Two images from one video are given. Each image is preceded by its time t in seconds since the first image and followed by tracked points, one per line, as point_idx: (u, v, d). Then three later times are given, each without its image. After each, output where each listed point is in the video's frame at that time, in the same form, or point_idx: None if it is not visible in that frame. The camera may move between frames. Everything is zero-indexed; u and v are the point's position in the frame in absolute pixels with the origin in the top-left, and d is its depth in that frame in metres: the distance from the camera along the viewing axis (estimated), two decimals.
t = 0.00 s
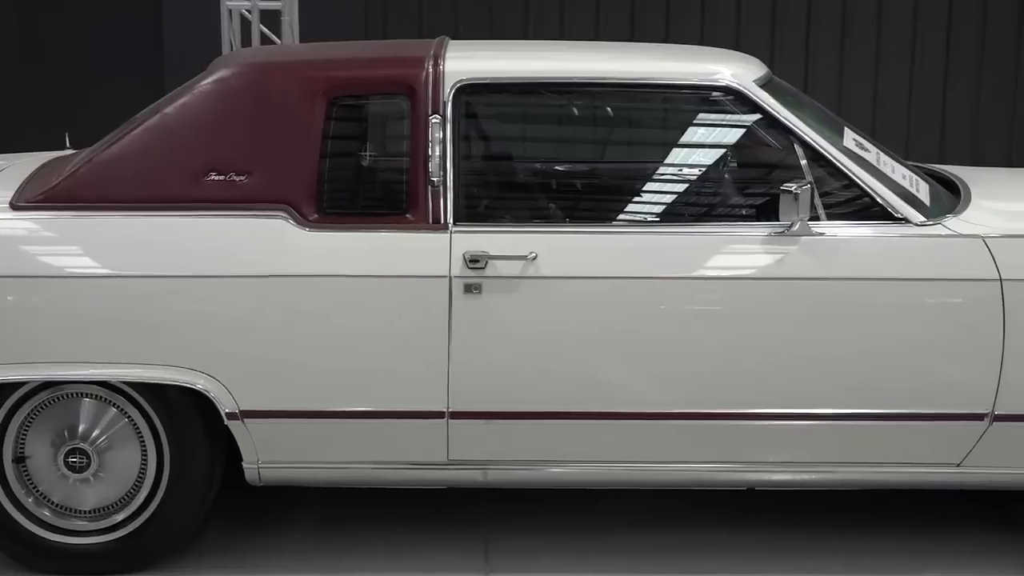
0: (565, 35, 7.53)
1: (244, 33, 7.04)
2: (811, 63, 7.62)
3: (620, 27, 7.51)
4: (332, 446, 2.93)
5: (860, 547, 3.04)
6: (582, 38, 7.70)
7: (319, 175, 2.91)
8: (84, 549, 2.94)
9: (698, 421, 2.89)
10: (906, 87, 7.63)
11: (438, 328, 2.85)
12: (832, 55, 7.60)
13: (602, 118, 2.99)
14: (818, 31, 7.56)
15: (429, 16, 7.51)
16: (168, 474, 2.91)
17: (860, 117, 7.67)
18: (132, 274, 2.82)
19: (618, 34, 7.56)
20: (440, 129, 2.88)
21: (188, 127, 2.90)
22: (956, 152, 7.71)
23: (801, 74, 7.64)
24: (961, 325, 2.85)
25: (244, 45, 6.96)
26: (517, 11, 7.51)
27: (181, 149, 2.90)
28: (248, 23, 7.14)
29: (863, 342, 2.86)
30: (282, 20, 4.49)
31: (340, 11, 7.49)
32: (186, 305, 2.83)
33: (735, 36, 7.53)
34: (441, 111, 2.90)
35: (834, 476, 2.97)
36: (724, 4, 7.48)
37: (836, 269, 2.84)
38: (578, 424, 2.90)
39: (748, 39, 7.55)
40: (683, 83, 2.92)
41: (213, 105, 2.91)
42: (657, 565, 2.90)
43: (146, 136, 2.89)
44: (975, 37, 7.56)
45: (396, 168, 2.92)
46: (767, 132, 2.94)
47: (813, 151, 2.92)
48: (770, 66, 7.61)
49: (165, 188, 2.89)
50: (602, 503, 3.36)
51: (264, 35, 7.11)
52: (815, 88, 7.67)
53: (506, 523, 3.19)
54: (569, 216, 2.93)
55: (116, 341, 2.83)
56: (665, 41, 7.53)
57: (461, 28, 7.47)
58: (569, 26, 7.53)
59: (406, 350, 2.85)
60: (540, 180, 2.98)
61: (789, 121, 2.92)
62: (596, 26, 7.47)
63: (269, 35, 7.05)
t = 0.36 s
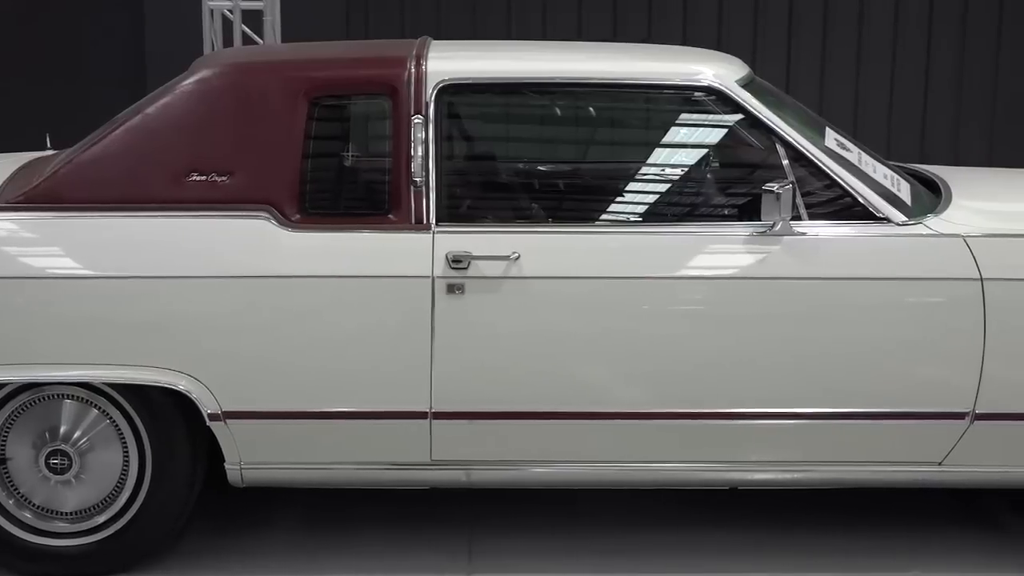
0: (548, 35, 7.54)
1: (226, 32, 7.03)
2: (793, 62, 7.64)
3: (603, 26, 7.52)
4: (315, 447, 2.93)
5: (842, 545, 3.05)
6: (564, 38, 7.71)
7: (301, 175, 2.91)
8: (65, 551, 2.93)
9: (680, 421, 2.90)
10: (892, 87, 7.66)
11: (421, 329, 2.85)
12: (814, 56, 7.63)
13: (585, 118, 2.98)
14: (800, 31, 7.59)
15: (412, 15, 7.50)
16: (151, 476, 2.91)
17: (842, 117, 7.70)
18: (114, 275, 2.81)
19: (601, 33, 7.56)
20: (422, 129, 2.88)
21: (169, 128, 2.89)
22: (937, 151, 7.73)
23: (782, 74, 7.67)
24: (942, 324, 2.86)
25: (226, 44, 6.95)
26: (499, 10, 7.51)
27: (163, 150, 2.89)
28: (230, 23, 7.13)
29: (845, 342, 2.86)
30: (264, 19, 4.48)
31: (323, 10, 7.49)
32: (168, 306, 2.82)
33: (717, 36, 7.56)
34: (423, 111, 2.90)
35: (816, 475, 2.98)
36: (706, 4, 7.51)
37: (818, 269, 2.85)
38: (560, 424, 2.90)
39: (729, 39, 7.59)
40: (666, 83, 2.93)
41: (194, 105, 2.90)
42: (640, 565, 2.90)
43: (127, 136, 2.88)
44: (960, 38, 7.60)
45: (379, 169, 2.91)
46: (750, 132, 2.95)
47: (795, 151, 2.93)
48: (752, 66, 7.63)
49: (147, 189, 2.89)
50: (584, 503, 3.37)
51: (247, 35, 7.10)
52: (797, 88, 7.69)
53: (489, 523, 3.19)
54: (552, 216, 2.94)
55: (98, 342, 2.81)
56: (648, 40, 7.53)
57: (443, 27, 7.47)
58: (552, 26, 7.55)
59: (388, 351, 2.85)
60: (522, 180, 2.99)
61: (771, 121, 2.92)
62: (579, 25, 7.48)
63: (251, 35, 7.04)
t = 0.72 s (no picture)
0: (532, 35, 7.54)
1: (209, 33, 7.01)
2: (777, 62, 7.65)
3: (587, 26, 7.52)
4: (299, 448, 2.92)
5: (826, 545, 3.05)
6: (549, 38, 7.70)
7: (285, 175, 2.90)
8: (48, 553, 2.92)
9: (664, 421, 2.90)
10: (879, 87, 7.68)
11: (405, 329, 2.84)
12: (798, 56, 7.65)
13: (569, 118, 2.99)
14: (783, 31, 7.59)
15: (395, 15, 7.49)
16: (134, 477, 2.90)
17: (826, 117, 7.72)
18: (96, 276, 2.80)
19: (585, 34, 7.56)
20: (406, 129, 2.88)
21: (152, 129, 2.89)
22: (919, 151, 7.76)
23: (766, 74, 7.67)
24: (925, 324, 2.87)
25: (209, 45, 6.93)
26: (483, 11, 7.50)
27: (146, 150, 2.88)
28: (213, 23, 7.10)
29: (828, 342, 2.87)
30: (247, 20, 4.47)
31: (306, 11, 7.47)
32: (151, 307, 2.82)
33: (701, 36, 7.57)
34: (407, 111, 2.90)
35: (800, 474, 2.98)
36: (689, 4, 7.52)
37: (802, 269, 2.86)
38: (544, 424, 2.90)
39: (713, 38, 7.59)
40: (650, 83, 2.93)
41: (178, 105, 2.90)
42: (624, 565, 2.90)
43: (110, 136, 2.87)
44: (946, 38, 7.63)
45: (364, 169, 2.91)
46: (734, 132, 2.95)
47: (779, 151, 2.94)
48: (736, 66, 7.63)
49: (130, 190, 2.88)
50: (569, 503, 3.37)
51: (229, 35, 7.08)
52: (781, 88, 7.70)
53: (474, 524, 3.19)
54: (537, 216, 2.94)
55: (81, 343, 2.80)
56: (632, 40, 7.53)
57: (427, 27, 7.47)
58: (536, 27, 7.54)
59: (372, 351, 2.85)
60: (506, 180, 3.01)
61: (755, 121, 2.93)
62: (563, 25, 7.49)
63: (234, 35, 7.03)
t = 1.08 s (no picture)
0: (516, 35, 7.54)
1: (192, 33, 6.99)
2: (760, 62, 7.66)
3: (571, 26, 7.53)
4: (283, 449, 2.92)
5: (811, 544, 3.06)
6: (533, 38, 7.71)
7: (269, 176, 2.90)
8: (31, 555, 2.91)
9: (649, 421, 2.90)
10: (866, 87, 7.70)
11: (390, 330, 2.84)
12: (782, 57, 7.66)
13: (553, 118, 3.00)
14: (767, 31, 7.61)
15: (380, 15, 7.49)
16: (118, 478, 2.89)
17: (808, 117, 7.74)
18: (79, 277, 2.79)
19: (569, 34, 7.57)
20: (390, 129, 2.88)
21: (135, 129, 2.88)
22: (903, 152, 7.79)
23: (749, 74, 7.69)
24: (908, 323, 2.88)
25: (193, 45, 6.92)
26: (467, 10, 7.50)
27: (129, 151, 2.87)
28: (196, 23, 7.09)
29: (812, 341, 2.87)
30: (231, 20, 4.47)
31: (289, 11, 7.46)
32: (135, 308, 2.81)
33: (685, 36, 7.58)
34: (391, 112, 2.90)
35: (784, 473, 2.99)
36: (673, 4, 7.53)
37: (786, 268, 2.86)
38: (529, 425, 2.90)
39: (697, 37, 7.60)
40: (634, 83, 2.93)
41: (160, 105, 2.89)
42: (609, 565, 2.90)
43: (93, 136, 2.86)
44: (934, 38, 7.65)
45: (348, 169, 2.91)
46: (718, 132, 2.96)
47: (762, 151, 2.94)
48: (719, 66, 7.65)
49: (113, 191, 2.87)
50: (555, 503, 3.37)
51: (213, 35, 7.07)
52: (766, 88, 7.72)
53: (459, 524, 3.19)
54: (522, 216, 2.94)
55: (63, 344, 2.79)
56: (617, 40, 7.54)
57: (411, 27, 7.47)
58: (520, 27, 7.55)
59: (357, 351, 2.84)
60: (491, 180, 3.01)
61: (738, 122, 2.93)
62: (547, 25, 7.49)
63: (218, 35, 7.02)
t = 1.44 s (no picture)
0: (500, 35, 7.54)
1: (175, 33, 6.98)
2: (744, 61, 7.67)
3: (555, 25, 7.53)
4: (268, 449, 2.91)
5: (794, 543, 3.07)
6: (517, 38, 7.71)
7: (252, 177, 2.90)
8: (14, 557, 2.89)
9: (633, 420, 2.91)
10: (853, 87, 7.73)
11: (374, 330, 2.84)
12: (766, 57, 7.68)
13: (537, 119, 3.02)
14: (751, 31, 7.62)
15: (364, 15, 7.48)
16: (102, 480, 2.88)
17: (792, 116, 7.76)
18: (62, 278, 2.78)
19: (553, 33, 7.57)
20: (374, 129, 2.88)
21: (119, 129, 2.87)
22: (885, 152, 7.83)
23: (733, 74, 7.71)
24: (891, 322, 2.88)
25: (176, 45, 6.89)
26: (451, 10, 7.49)
27: (113, 151, 2.86)
28: (179, 23, 7.07)
29: (796, 341, 2.88)
30: (215, 20, 4.46)
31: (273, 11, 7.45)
32: (117, 309, 2.79)
33: (669, 36, 7.59)
34: (375, 112, 2.89)
35: (768, 472, 3.00)
36: (657, 3, 7.53)
37: (769, 267, 2.87)
38: (514, 425, 2.90)
39: (681, 37, 7.61)
40: (618, 83, 2.94)
41: (143, 105, 2.88)
42: (594, 564, 2.91)
43: (75, 137, 2.85)
44: (921, 38, 7.67)
45: (332, 169, 2.91)
46: (702, 132, 2.96)
47: (746, 151, 2.95)
48: (703, 66, 7.67)
49: (96, 191, 2.86)
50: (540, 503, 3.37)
51: (196, 36, 7.05)
52: (751, 88, 7.73)
53: (444, 525, 3.18)
54: (505, 216, 2.94)
55: (46, 346, 2.78)
56: (601, 41, 7.55)
57: (395, 27, 7.46)
58: (504, 26, 7.55)
59: (341, 352, 2.84)
60: (476, 180, 3.01)
61: (722, 122, 2.94)
62: (531, 25, 7.49)
63: (202, 35, 7.00)
